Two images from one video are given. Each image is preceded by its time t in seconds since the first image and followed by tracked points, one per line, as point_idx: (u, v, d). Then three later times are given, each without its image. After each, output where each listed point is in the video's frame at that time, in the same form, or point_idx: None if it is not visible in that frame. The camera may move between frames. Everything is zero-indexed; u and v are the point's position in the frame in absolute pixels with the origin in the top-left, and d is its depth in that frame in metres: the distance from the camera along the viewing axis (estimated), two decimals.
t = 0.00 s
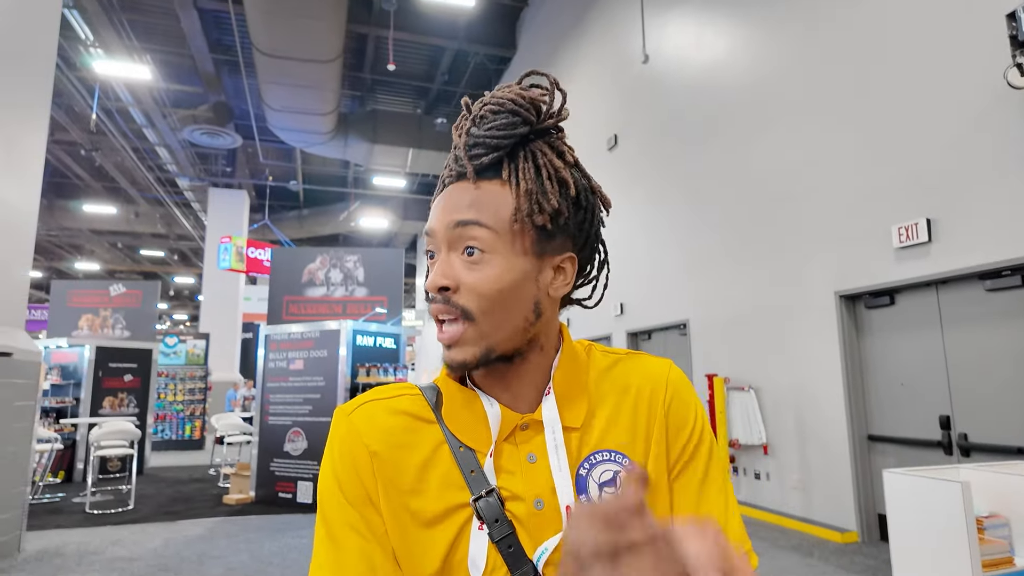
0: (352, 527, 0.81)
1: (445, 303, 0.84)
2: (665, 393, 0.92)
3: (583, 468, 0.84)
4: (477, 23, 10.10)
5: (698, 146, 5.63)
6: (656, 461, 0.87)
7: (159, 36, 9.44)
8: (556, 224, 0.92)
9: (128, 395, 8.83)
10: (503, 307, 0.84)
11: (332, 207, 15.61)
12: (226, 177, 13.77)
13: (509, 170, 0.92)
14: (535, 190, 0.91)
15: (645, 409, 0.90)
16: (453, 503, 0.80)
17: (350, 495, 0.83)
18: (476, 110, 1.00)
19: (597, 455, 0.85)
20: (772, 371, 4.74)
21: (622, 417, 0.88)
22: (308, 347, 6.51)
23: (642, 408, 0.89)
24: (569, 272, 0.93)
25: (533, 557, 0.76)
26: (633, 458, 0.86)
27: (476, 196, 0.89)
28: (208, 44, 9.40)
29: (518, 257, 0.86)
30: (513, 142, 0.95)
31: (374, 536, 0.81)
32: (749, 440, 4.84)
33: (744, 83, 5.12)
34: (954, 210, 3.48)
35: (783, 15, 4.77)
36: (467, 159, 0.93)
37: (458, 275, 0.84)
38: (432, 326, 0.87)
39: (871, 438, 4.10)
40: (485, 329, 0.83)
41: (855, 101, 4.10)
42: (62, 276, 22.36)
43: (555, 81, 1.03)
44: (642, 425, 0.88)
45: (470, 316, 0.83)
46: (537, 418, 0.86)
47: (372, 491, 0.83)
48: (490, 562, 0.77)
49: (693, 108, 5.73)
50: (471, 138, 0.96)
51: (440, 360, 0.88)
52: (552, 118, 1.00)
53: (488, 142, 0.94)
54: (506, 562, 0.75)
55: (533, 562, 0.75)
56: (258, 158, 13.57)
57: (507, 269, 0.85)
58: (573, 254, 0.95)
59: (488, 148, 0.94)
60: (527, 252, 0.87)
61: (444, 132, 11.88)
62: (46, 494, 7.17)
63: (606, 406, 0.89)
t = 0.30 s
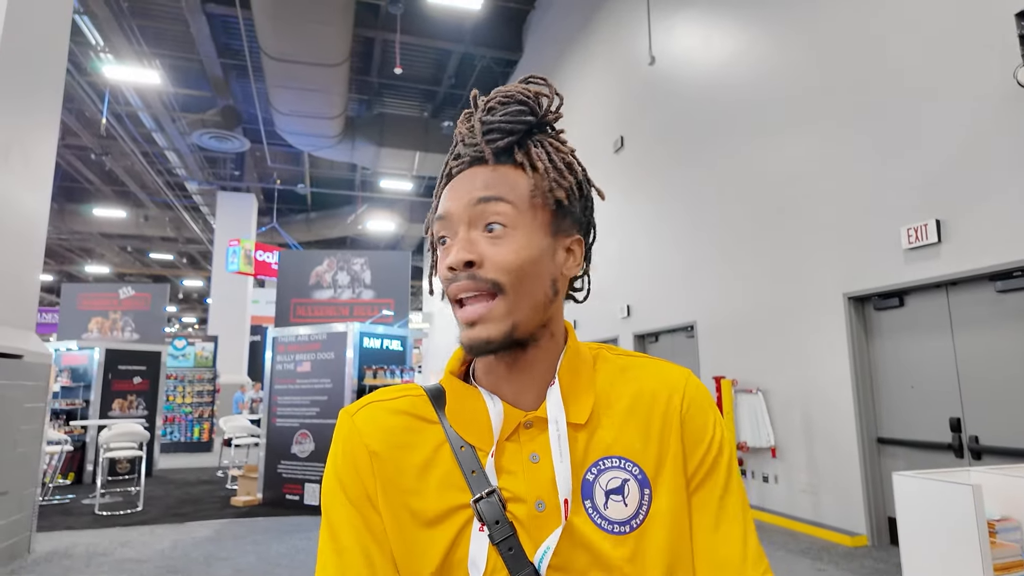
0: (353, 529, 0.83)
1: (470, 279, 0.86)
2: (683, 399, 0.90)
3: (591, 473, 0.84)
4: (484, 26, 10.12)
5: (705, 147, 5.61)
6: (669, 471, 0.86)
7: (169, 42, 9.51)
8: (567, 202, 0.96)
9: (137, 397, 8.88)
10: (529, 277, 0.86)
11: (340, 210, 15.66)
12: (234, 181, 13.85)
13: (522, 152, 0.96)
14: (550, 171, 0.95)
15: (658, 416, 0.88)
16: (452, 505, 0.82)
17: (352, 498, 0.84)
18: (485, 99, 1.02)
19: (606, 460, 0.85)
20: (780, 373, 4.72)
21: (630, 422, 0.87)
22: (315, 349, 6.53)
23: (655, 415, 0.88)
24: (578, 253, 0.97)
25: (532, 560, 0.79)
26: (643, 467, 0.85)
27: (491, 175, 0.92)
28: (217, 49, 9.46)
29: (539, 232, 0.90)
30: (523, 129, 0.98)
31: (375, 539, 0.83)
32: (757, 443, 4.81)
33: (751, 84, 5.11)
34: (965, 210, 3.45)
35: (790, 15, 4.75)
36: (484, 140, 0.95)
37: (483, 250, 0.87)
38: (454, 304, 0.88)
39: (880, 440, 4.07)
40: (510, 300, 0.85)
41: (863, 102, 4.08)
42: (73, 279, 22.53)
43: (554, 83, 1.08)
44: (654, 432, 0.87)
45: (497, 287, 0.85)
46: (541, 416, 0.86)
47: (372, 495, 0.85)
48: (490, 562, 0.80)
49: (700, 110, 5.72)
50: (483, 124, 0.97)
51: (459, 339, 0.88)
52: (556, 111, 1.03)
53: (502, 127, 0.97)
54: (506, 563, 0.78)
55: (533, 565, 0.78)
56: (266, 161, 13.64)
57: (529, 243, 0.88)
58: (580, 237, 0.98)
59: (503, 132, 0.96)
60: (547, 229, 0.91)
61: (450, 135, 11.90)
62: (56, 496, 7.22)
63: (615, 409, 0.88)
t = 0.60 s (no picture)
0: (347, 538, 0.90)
1: (456, 270, 0.91)
2: (709, 425, 0.90)
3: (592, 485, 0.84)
4: (490, 28, 10.12)
5: (711, 148, 5.60)
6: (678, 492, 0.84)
7: (177, 46, 9.58)
8: (564, 198, 1.00)
9: (146, 399, 8.94)
10: (514, 269, 0.91)
11: (347, 212, 15.68)
12: (242, 183, 13.91)
13: (519, 150, 1.01)
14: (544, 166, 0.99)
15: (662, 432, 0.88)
16: (441, 514, 0.85)
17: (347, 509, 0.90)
18: (493, 99, 1.09)
19: (607, 473, 0.85)
20: (787, 375, 4.70)
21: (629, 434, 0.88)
22: (322, 351, 6.56)
23: (658, 431, 0.88)
24: (576, 251, 1.00)
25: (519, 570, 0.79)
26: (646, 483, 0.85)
27: (487, 172, 0.98)
28: (224, 52, 9.52)
29: (527, 227, 0.94)
30: (521, 127, 1.05)
31: (363, 552, 0.90)
32: (764, 445, 4.80)
33: (757, 85, 5.10)
34: (974, 211, 3.43)
35: (797, 16, 4.74)
36: (479, 139, 1.03)
37: (470, 243, 0.92)
38: (444, 296, 0.93)
39: (889, 442, 4.04)
40: (495, 293, 0.90)
41: (870, 102, 4.07)
42: (83, 281, 22.67)
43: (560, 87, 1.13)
44: (661, 450, 0.86)
45: (483, 279, 0.90)
46: (533, 423, 0.90)
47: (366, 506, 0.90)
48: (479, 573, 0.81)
49: (706, 111, 5.71)
50: (481, 123, 1.05)
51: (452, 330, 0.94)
52: (558, 111, 1.09)
53: (503, 125, 1.03)
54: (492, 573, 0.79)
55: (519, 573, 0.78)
56: (273, 164, 13.71)
57: (517, 236, 0.92)
58: (578, 235, 1.02)
59: (503, 130, 1.03)
60: (536, 225, 0.95)
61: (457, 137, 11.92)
62: (66, 496, 7.27)
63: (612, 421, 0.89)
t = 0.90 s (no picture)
0: (352, 544, 0.91)
1: (441, 283, 0.90)
2: (703, 436, 0.89)
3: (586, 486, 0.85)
4: (495, 30, 10.14)
5: (716, 150, 5.60)
6: (669, 492, 0.86)
7: (184, 49, 9.63)
8: (549, 202, 0.99)
9: (153, 400, 8.97)
10: (499, 279, 0.90)
11: (352, 213, 15.71)
12: (248, 185, 13.98)
13: (503, 155, 1.01)
14: (529, 172, 0.99)
15: (654, 430, 0.89)
16: (441, 516, 0.86)
17: (352, 515, 0.91)
18: (473, 106, 1.09)
19: (598, 473, 0.86)
20: (794, 377, 4.68)
21: (623, 435, 0.88)
22: (328, 352, 6.56)
23: (651, 430, 0.89)
24: (565, 254, 1.00)
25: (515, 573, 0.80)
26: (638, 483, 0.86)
27: (471, 180, 0.98)
28: (231, 55, 9.57)
29: (514, 234, 0.93)
30: (504, 131, 1.05)
31: (368, 557, 0.91)
32: (771, 447, 4.78)
33: (762, 86, 5.09)
34: (982, 212, 3.41)
35: (802, 17, 4.73)
36: (461, 147, 1.02)
37: (455, 254, 0.91)
38: (430, 309, 0.92)
39: (897, 444, 4.02)
40: (481, 303, 0.89)
41: (876, 102, 4.06)
42: (91, 283, 22.81)
43: (546, 83, 1.13)
44: (653, 448, 0.87)
45: (467, 290, 0.89)
46: (525, 423, 0.90)
47: (370, 512, 0.91)
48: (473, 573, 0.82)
49: (711, 112, 5.71)
50: (464, 129, 1.04)
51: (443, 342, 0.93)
52: (542, 110, 1.09)
53: (483, 132, 1.03)
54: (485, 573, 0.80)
55: None
56: (279, 166, 13.75)
57: (502, 244, 0.92)
58: (567, 236, 1.01)
59: (484, 137, 1.03)
60: (522, 231, 0.95)
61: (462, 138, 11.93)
62: (74, 497, 7.31)
63: (605, 421, 0.90)
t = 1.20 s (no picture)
0: (355, 544, 0.91)
1: (433, 287, 0.91)
2: (701, 431, 0.89)
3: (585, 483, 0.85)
4: (500, 31, 10.15)
5: (721, 151, 5.59)
6: (668, 488, 0.85)
7: (190, 52, 9.68)
8: (542, 205, 0.99)
9: (159, 401, 9.00)
10: (489, 283, 0.90)
11: (357, 215, 15.75)
12: (254, 187, 14.02)
13: (496, 159, 1.01)
14: (520, 176, 0.98)
15: (652, 426, 0.89)
16: (442, 515, 0.86)
17: (354, 516, 0.92)
18: (469, 110, 1.09)
19: (596, 470, 0.87)
20: (800, 378, 4.67)
21: (621, 432, 0.89)
22: (333, 353, 6.58)
23: (647, 426, 0.89)
24: (560, 257, 0.99)
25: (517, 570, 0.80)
26: (636, 479, 0.86)
27: (463, 184, 0.98)
28: (236, 58, 9.61)
29: (505, 238, 0.93)
30: (498, 135, 1.05)
31: (371, 557, 0.92)
32: (776, 449, 4.75)
33: (767, 86, 5.08)
34: (989, 212, 3.39)
35: (807, 17, 4.72)
36: (456, 153, 1.03)
37: (447, 259, 0.92)
38: (424, 313, 0.93)
39: (904, 445, 4.00)
40: (470, 308, 0.89)
41: (882, 103, 4.04)
42: (97, 285, 22.92)
43: (542, 83, 1.12)
44: (650, 443, 0.87)
45: (457, 295, 0.89)
46: (524, 421, 0.90)
47: (373, 512, 0.92)
48: (474, 571, 0.82)
49: (715, 113, 5.70)
50: (460, 134, 1.05)
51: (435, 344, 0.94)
52: (537, 113, 1.09)
53: (478, 137, 1.04)
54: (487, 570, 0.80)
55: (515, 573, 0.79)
56: (285, 168, 13.80)
57: (493, 249, 0.92)
58: (562, 239, 1.01)
59: (479, 142, 1.03)
60: (514, 235, 0.95)
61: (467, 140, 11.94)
62: (80, 498, 7.35)
63: (602, 418, 0.90)
